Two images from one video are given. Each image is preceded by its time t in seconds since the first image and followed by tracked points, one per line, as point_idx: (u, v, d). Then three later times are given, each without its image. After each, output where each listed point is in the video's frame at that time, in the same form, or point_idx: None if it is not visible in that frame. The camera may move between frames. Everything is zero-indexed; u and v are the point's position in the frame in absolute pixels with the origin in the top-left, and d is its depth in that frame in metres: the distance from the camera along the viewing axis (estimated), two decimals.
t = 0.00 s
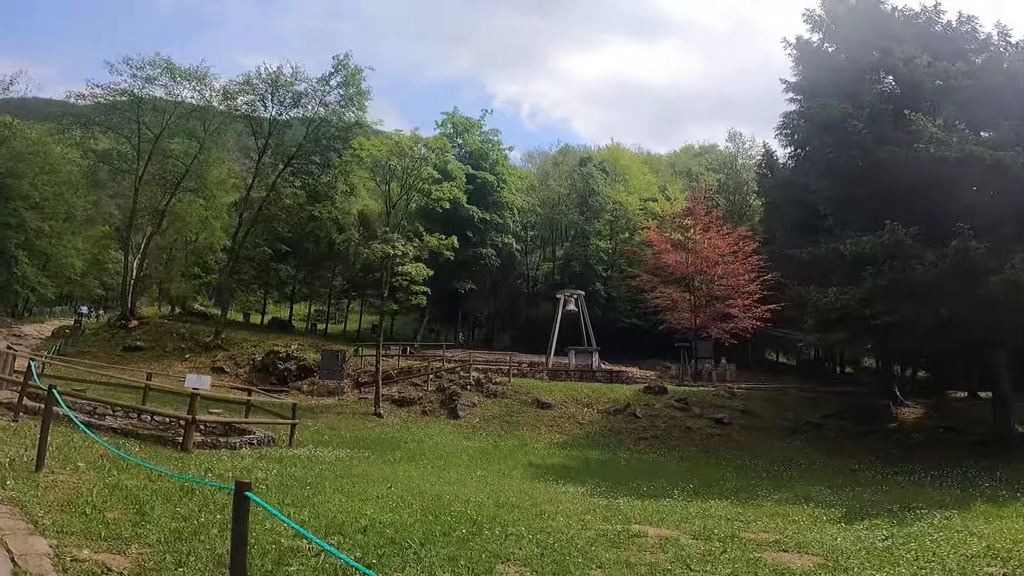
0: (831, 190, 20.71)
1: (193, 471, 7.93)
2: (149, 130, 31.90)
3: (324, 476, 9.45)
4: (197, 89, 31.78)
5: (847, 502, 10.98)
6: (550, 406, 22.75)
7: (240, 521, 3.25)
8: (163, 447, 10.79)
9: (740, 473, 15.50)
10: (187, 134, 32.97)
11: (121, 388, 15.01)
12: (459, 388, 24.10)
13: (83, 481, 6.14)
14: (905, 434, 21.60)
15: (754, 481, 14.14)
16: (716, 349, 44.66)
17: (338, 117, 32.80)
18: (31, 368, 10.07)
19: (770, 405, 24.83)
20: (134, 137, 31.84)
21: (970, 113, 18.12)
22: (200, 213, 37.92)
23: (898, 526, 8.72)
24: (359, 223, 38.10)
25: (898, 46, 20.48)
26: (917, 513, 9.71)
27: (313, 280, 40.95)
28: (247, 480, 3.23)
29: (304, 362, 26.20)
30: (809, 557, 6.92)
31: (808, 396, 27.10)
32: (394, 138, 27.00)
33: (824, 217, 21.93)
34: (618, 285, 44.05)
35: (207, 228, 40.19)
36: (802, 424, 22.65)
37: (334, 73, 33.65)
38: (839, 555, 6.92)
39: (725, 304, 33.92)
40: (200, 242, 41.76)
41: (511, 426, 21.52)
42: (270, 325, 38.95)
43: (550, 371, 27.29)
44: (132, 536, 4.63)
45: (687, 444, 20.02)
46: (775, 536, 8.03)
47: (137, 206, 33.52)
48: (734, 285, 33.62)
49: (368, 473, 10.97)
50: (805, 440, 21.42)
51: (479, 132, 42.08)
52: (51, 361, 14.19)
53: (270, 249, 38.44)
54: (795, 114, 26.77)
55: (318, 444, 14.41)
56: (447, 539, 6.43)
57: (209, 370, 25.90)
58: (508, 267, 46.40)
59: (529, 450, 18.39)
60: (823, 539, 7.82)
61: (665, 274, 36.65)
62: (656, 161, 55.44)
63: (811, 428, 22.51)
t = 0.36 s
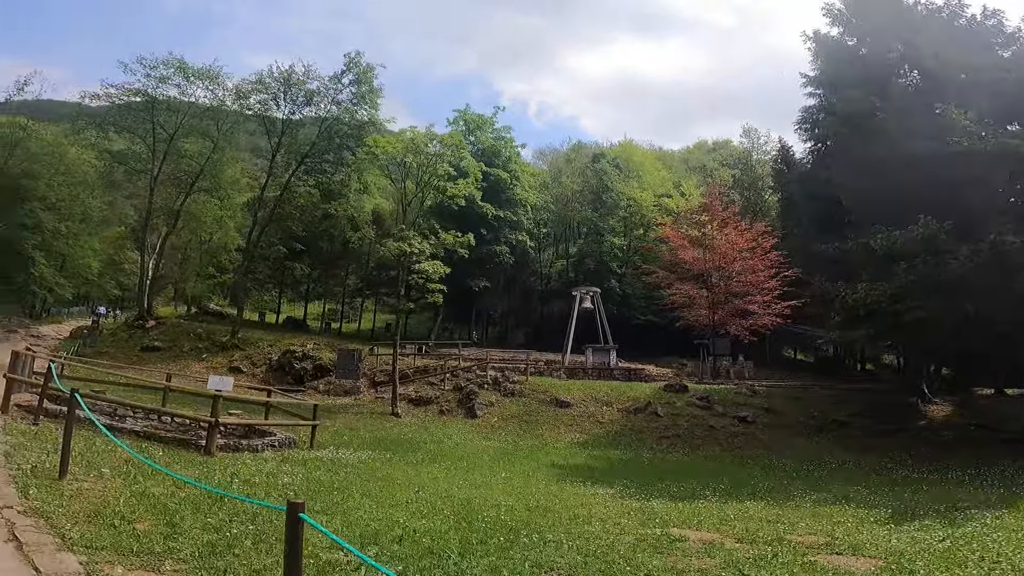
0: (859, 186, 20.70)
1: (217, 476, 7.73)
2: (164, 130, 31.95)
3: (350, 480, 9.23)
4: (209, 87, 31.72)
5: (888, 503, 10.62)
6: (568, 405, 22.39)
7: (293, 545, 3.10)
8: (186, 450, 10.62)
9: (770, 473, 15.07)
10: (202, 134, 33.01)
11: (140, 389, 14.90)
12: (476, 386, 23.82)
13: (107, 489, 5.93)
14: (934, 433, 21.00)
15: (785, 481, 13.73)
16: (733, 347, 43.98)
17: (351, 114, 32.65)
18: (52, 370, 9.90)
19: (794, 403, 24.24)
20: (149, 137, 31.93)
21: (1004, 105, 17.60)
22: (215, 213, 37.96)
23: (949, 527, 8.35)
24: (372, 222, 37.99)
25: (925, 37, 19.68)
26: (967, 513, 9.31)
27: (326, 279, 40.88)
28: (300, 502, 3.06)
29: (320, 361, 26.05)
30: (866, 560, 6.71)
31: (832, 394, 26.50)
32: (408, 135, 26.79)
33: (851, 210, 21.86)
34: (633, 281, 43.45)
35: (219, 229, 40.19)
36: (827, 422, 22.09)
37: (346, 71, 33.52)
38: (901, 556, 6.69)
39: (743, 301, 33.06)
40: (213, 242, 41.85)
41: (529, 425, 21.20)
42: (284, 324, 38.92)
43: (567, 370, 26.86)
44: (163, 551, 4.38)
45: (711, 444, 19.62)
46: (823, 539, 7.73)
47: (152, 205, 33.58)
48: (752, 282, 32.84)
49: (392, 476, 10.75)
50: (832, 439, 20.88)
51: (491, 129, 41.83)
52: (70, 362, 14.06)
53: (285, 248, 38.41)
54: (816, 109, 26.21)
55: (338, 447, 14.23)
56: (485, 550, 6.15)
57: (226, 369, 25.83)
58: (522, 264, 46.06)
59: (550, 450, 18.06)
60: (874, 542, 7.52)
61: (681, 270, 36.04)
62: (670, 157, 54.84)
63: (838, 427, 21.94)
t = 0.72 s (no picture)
0: (908, 170, 19.45)
1: (270, 478, 7.61)
2: (196, 132, 32.44)
3: (400, 481, 9.06)
4: (237, 86, 31.95)
5: (964, 498, 9.99)
6: (605, 400, 21.94)
7: (403, 556, 3.17)
8: (234, 450, 10.55)
9: (826, 469, 14.42)
10: (232, 135, 33.35)
11: (183, 388, 14.98)
12: (510, 382, 23.52)
13: (167, 493, 5.78)
14: (994, 425, 19.97)
15: (844, 476, 13.09)
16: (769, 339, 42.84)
17: (376, 111, 32.41)
18: (102, 369, 9.91)
19: (840, 395, 23.36)
20: (182, 139, 32.37)
21: None
22: (246, 213, 38.56)
23: None
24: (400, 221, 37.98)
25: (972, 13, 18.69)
26: None
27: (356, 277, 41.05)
28: (410, 512, 3.17)
29: (353, 359, 25.98)
30: (964, 555, 6.28)
31: (880, 386, 25.49)
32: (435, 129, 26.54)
33: (895, 195, 20.52)
34: (663, 274, 42.15)
35: (244, 231, 40.14)
36: (878, 416, 21.21)
37: (370, 68, 33.38)
38: (1003, 553, 6.23)
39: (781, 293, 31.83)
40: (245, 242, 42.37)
41: (567, 421, 20.81)
42: (316, 322, 39.20)
43: (602, 364, 26.37)
44: (234, 562, 4.23)
45: (756, 439, 18.99)
46: (909, 534, 7.23)
47: (187, 206, 34.06)
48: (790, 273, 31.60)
49: (439, 476, 10.52)
50: (884, 432, 20.02)
51: (517, 123, 41.45)
52: (116, 361, 14.19)
53: (315, 247, 38.85)
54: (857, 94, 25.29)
55: (380, 445, 14.15)
56: (554, 553, 5.86)
57: (262, 368, 26.02)
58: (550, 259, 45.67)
59: (590, 446, 17.65)
60: (965, 536, 7.01)
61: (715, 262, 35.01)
62: (697, 147, 53.76)
63: (889, 420, 21.04)
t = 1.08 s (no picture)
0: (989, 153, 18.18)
1: (339, 487, 8.06)
2: (249, 138, 33.49)
3: (467, 492, 9.14)
4: (284, 93, 32.80)
5: None
6: (663, 396, 21.35)
7: None
8: (304, 455, 10.77)
9: (911, 466, 13.50)
10: (282, 141, 34.33)
11: (251, 391, 15.45)
12: (564, 379, 23.24)
13: (249, 504, 6.28)
14: None
15: (933, 475, 12.21)
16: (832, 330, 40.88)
17: (418, 111, 32.46)
18: (182, 376, 10.36)
19: (918, 387, 21.95)
20: (237, 147, 33.53)
21: None
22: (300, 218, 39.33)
23: None
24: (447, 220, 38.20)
25: None
26: None
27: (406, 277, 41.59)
28: (539, 544, 3.31)
29: (407, 359, 26.29)
30: None
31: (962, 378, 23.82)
32: (479, 127, 26.75)
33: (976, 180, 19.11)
34: (717, 266, 40.58)
35: (296, 236, 41.21)
36: (962, 410, 19.82)
37: (410, 69, 33.63)
38: None
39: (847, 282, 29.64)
40: (298, 246, 43.61)
41: (625, 418, 20.38)
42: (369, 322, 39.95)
43: (658, 360, 25.69)
44: None
45: (828, 435, 18.04)
46: None
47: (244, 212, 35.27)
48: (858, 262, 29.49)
49: (503, 480, 10.57)
50: (971, 427, 18.66)
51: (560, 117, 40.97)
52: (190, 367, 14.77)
53: (367, 248, 39.38)
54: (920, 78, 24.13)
55: (441, 447, 14.31)
56: (639, 560, 5.68)
57: (320, 369, 26.66)
58: (597, 253, 45.05)
59: (651, 444, 17.17)
60: None
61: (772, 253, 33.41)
62: (746, 133, 51.88)
63: (976, 414, 19.61)
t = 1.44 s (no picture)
0: None
1: (423, 483, 8.64)
2: (315, 141, 34.53)
3: (550, 489, 9.15)
4: (343, 93, 33.46)
5: None
6: (744, 386, 20.23)
7: None
8: (384, 451, 11.07)
9: None
10: (346, 143, 35.17)
11: (331, 387, 15.81)
12: (636, 370, 22.50)
13: (335, 505, 6.87)
14: None
15: None
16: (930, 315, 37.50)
17: (474, 105, 32.14)
18: (268, 373, 10.68)
19: None
20: (304, 150, 34.67)
21: None
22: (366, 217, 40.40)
23: None
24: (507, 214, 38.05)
25: None
26: None
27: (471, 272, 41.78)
28: (715, 557, 2.86)
29: (475, 352, 26.35)
30: None
31: None
32: (539, 117, 26.33)
33: None
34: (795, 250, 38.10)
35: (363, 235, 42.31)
36: None
37: (463, 64, 33.53)
38: None
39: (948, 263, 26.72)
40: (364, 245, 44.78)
41: (704, 410, 19.43)
42: (436, 318, 40.45)
43: (736, 349, 24.40)
44: None
45: (939, 427, 16.39)
46: None
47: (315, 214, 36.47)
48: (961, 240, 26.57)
49: (586, 477, 10.37)
50: None
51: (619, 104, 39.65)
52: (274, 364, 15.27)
53: (431, 244, 39.63)
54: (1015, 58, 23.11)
55: (516, 442, 14.19)
56: (752, 560, 5.26)
57: (391, 365, 27.21)
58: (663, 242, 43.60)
59: (734, 437, 16.17)
60: None
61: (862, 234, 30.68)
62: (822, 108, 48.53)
63: None
